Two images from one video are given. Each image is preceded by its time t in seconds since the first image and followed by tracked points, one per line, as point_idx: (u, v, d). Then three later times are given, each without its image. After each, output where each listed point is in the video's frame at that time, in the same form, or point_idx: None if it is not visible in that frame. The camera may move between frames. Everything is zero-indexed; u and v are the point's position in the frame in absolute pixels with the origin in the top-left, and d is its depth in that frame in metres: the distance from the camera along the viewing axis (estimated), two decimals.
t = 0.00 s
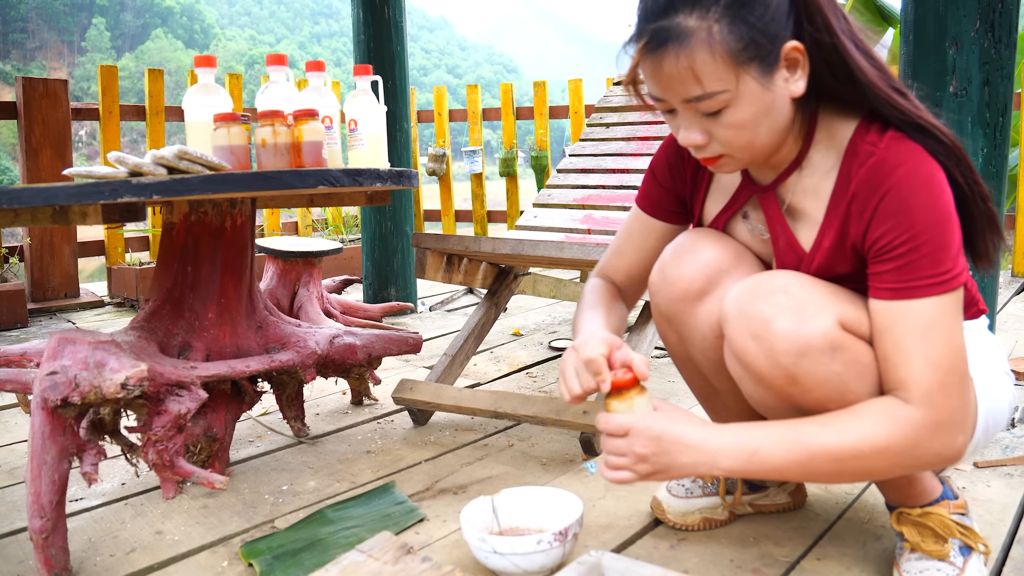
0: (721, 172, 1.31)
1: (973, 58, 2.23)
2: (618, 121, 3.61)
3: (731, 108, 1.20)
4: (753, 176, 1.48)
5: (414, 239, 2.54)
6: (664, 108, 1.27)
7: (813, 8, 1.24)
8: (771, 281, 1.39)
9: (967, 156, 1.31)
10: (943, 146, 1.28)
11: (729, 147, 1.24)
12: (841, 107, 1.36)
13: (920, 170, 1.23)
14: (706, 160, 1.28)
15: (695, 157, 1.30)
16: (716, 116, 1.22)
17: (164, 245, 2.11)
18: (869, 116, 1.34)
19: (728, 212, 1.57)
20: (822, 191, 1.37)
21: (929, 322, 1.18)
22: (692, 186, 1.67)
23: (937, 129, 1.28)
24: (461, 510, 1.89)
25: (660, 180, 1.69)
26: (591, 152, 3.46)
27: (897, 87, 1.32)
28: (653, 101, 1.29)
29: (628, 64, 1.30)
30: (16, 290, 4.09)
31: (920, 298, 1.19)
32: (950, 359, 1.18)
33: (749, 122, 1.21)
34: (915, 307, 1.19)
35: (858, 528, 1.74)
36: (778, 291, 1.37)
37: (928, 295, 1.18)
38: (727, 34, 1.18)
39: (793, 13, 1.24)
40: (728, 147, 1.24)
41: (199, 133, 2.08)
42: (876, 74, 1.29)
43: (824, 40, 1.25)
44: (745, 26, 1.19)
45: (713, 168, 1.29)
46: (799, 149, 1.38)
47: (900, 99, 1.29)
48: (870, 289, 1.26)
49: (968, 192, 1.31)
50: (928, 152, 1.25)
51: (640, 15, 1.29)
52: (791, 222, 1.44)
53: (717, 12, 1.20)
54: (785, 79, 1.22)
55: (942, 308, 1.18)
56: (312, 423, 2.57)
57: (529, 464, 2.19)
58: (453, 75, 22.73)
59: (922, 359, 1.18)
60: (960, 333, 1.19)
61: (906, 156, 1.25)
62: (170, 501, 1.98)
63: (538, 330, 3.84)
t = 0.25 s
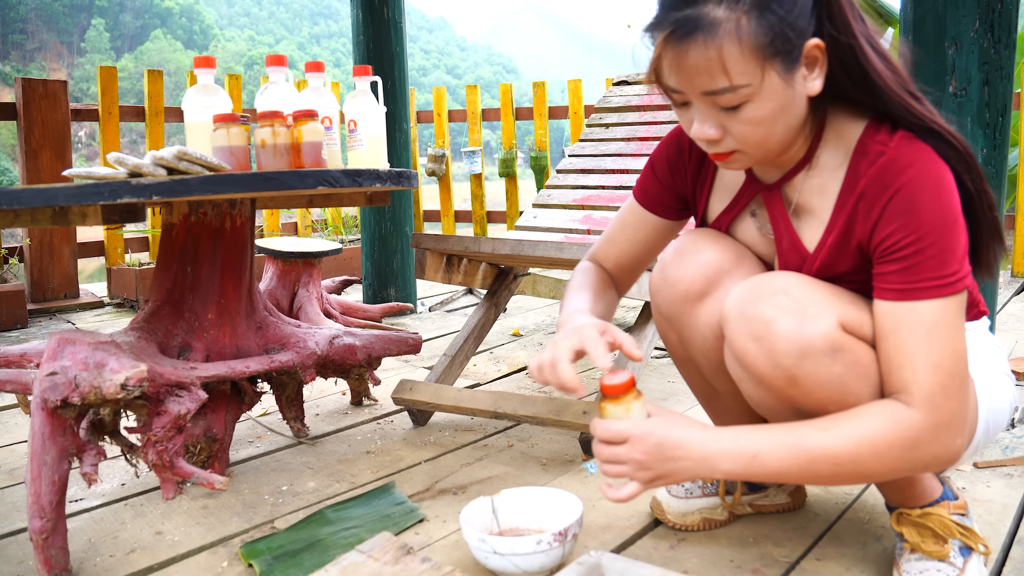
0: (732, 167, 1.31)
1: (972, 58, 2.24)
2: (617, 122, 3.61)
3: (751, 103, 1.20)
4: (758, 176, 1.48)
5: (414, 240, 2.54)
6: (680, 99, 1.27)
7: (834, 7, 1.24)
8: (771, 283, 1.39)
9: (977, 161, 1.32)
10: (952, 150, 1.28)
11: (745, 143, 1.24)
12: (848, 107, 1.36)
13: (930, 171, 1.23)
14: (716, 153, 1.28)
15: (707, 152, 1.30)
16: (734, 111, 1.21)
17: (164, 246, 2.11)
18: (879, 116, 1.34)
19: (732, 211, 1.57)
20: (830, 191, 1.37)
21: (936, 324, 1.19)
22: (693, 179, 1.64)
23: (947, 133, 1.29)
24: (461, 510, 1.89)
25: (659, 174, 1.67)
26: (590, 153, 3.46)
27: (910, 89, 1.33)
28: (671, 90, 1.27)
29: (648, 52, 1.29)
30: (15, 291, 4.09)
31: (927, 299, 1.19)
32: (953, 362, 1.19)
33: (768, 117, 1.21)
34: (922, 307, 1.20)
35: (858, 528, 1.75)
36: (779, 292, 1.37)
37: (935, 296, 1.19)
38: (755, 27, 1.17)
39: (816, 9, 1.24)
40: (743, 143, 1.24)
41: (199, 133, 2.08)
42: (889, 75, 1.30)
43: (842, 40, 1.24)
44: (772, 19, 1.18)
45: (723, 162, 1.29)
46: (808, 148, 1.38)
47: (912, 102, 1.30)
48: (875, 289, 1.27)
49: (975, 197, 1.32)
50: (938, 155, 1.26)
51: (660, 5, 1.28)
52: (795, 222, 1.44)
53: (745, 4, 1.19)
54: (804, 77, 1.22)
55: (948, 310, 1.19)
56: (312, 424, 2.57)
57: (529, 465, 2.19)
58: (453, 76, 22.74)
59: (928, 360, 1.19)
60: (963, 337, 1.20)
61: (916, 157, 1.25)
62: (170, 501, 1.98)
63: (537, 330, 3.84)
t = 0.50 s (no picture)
0: (725, 168, 1.31)
1: (972, 58, 2.24)
2: (617, 122, 3.61)
3: (745, 104, 1.20)
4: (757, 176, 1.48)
5: (414, 240, 2.55)
6: (675, 100, 1.27)
7: (830, 10, 1.24)
8: (769, 283, 1.39)
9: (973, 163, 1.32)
10: (948, 150, 1.28)
11: (738, 144, 1.24)
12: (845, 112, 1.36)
13: (924, 171, 1.24)
14: (711, 154, 1.28)
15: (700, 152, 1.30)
16: (728, 112, 1.22)
17: (164, 246, 2.11)
18: (874, 117, 1.34)
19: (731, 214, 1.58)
20: (827, 192, 1.37)
21: (933, 322, 1.19)
22: (690, 189, 1.68)
23: (942, 134, 1.29)
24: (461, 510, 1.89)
25: (665, 192, 1.72)
26: (590, 153, 3.46)
27: (905, 92, 1.33)
28: (665, 91, 1.28)
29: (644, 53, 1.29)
30: (15, 292, 4.08)
31: (923, 297, 1.19)
32: (949, 360, 1.19)
33: (762, 119, 1.22)
34: (918, 306, 1.20)
35: (858, 528, 1.75)
36: (777, 292, 1.37)
37: (931, 294, 1.19)
38: (751, 29, 1.17)
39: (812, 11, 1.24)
40: (737, 144, 1.24)
41: (198, 133, 2.08)
42: (884, 78, 1.30)
43: (838, 43, 1.24)
44: (768, 22, 1.18)
45: (716, 163, 1.29)
46: (802, 151, 1.38)
47: (908, 104, 1.30)
48: (871, 289, 1.27)
49: (971, 199, 1.32)
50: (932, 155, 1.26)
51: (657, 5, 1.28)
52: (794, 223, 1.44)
53: (741, 6, 1.19)
54: (798, 80, 1.22)
55: (945, 308, 1.19)
56: (312, 424, 2.57)
57: (528, 465, 2.19)
58: (452, 76, 22.74)
59: (924, 359, 1.19)
60: (958, 336, 1.20)
61: (911, 157, 1.25)
62: (170, 502, 1.98)
63: (537, 330, 3.84)
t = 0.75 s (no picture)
0: (712, 169, 1.32)
1: (972, 58, 2.24)
2: (617, 122, 3.61)
3: (725, 104, 1.21)
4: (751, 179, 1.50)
5: (414, 240, 2.55)
6: (658, 102, 1.28)
7: (810, 10, 1.24)
8: (773, 279, 1.39)
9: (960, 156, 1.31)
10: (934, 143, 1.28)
11: (722, 144, 1.25)
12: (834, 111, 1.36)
13: (907, 164, 1.24)
14: (696, 154, 1.29)
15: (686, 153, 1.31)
16: (708, 112, 1.23)
17: (164, 246, 2.11)
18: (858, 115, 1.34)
19: (723, 216, 1.60)
20: (816, 190, 1.39)
21: (925, 311, 1.18)
22: (683, 197, 1.72)
23: (928, 127, 1.28)
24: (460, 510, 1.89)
25: (660, 201, 1.74)
26: (590, 153, 3.46)
27: (890, 89, 1.32)
28: (647, 94, 1.29)
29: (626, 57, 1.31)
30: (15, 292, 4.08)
31: (912, 288, 1.19)
32: (951, 345, 1.17)
33: (742, 119, 1.22)
34: (909, 297, 1.19)
35: (858, 528, 1.75)
36: (781, 288, 1.37)
37: (921, 284, 1.18)
38: (726, 30, 1.18)
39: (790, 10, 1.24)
40: (720, 144, 1.25)
41: (198, 133, 2.08)
42: (867, 75, 1.30)
43: (819, 43, 1.24)
44: (743, 22, 1.19)
45: (702, 164, 1.30)
46: (790, 150, 1.40)
47: (890, 99, 1.29)
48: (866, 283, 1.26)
49: (960, 194, 1.31)
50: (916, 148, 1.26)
51: (640, 9, 1.30)
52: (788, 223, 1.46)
53: (717, 8, 1.20)
54: (779, 79, 1.23)
55: (939, 297, 1.18)
56: (312, 424, 2.57)
57: (528, 465, 2.19)
58: (452, 76, 22.73)
59: (922, 347, 1.18)
60: (958, 323, 1.19)
61: (894, 152, 1.26)
62: (170, 501, 1.98)
63: (537, 330, 3.84)
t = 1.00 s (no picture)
0: (701, 170, 1.33)
1: (973, 58, 2.24)
2: (617, 122, 3.61)
3: (705, 106, 1.23)
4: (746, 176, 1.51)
5: (414, 240, 2.54)
6: (644, 107, 1.30)
7: (785, 10, 1.25)
8: (771, 279, 1.39)
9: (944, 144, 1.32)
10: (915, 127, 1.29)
11: (706, 145, 1.26)
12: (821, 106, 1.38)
13: (883, 141, 1.25)
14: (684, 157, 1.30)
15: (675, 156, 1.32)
16: (690, 114, 1.24)
17: (164, 245, 2.11)
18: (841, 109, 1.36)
19: (717, 215, 1.61)
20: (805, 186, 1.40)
21: (908, 262, 1.15)
22: (678, 200, 1.73)
23: (909, 116, 1.29)
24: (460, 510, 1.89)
25: (656, 204, 1.76)
26: (590, 152, 3.46)
27: (872, 85, 1.34)
28: (633, 99, 1.31)
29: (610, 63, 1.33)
30: (15, 292, 4.08)
31: (893, 243, 1.16)
32: (939, 291, 1.13)
33: (723, 120, 1.23)
34: (890, 253, 1.17)
35: (858, 528, 1.75)
36: (779, 288, 1.37)
37: (901, 239, 1.16)
38: (701, 34, 1.20)
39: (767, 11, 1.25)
40: (705, 145, 1.26)
41: (199, 133, 2.08)
42: (844, 71, 1.31)
43: (794, 42, 1.26)
44: (717, 26, 1.20)
45: (690, 165, 1.31)
46: (779, 147, 1.41)
47: (867, 91, 1.31)
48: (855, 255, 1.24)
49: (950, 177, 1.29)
50: (894, 128, 1.27)
51: (620, 17, 1.32)
52: (781, 219, 1.46)
53: (691, 12, 1.21)
54: (759, 79, 1.24)
55: (921, 248, 1.15)
56: (312, 424, 2.57)
57: (528, 464, 2.19)
58: (452, 76, 22.73)
59: (908, 295, 1.14)
60: (948, 271, 1.14)
61: (871, 131, 1.27)
62: (170, 501, 1.98)
63: (538, 330, 3.84)
